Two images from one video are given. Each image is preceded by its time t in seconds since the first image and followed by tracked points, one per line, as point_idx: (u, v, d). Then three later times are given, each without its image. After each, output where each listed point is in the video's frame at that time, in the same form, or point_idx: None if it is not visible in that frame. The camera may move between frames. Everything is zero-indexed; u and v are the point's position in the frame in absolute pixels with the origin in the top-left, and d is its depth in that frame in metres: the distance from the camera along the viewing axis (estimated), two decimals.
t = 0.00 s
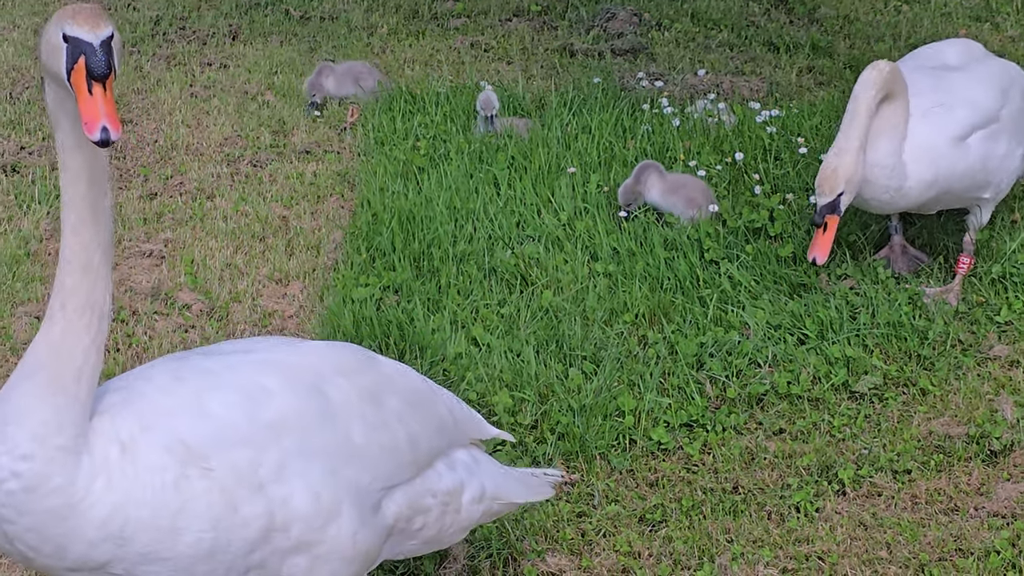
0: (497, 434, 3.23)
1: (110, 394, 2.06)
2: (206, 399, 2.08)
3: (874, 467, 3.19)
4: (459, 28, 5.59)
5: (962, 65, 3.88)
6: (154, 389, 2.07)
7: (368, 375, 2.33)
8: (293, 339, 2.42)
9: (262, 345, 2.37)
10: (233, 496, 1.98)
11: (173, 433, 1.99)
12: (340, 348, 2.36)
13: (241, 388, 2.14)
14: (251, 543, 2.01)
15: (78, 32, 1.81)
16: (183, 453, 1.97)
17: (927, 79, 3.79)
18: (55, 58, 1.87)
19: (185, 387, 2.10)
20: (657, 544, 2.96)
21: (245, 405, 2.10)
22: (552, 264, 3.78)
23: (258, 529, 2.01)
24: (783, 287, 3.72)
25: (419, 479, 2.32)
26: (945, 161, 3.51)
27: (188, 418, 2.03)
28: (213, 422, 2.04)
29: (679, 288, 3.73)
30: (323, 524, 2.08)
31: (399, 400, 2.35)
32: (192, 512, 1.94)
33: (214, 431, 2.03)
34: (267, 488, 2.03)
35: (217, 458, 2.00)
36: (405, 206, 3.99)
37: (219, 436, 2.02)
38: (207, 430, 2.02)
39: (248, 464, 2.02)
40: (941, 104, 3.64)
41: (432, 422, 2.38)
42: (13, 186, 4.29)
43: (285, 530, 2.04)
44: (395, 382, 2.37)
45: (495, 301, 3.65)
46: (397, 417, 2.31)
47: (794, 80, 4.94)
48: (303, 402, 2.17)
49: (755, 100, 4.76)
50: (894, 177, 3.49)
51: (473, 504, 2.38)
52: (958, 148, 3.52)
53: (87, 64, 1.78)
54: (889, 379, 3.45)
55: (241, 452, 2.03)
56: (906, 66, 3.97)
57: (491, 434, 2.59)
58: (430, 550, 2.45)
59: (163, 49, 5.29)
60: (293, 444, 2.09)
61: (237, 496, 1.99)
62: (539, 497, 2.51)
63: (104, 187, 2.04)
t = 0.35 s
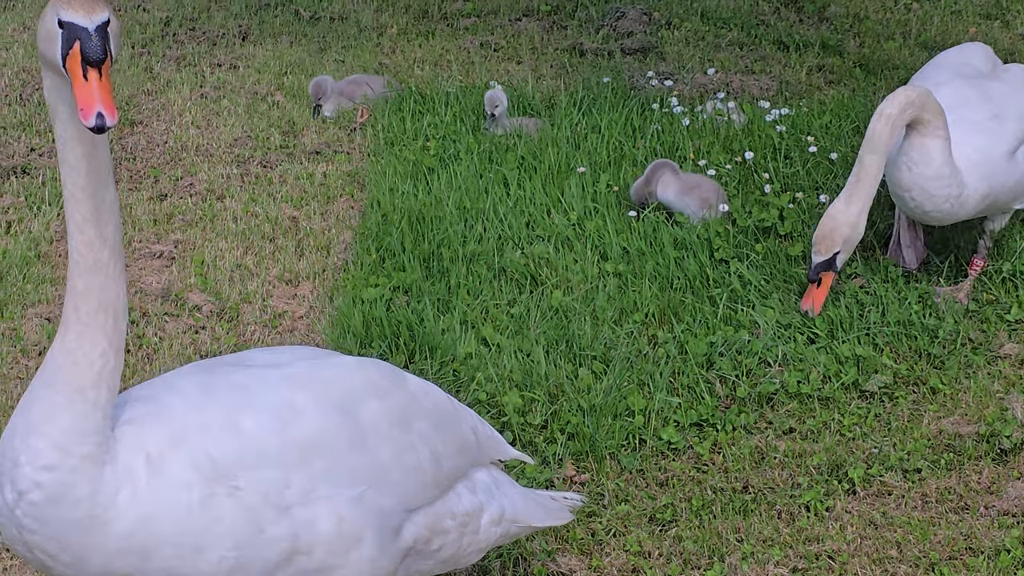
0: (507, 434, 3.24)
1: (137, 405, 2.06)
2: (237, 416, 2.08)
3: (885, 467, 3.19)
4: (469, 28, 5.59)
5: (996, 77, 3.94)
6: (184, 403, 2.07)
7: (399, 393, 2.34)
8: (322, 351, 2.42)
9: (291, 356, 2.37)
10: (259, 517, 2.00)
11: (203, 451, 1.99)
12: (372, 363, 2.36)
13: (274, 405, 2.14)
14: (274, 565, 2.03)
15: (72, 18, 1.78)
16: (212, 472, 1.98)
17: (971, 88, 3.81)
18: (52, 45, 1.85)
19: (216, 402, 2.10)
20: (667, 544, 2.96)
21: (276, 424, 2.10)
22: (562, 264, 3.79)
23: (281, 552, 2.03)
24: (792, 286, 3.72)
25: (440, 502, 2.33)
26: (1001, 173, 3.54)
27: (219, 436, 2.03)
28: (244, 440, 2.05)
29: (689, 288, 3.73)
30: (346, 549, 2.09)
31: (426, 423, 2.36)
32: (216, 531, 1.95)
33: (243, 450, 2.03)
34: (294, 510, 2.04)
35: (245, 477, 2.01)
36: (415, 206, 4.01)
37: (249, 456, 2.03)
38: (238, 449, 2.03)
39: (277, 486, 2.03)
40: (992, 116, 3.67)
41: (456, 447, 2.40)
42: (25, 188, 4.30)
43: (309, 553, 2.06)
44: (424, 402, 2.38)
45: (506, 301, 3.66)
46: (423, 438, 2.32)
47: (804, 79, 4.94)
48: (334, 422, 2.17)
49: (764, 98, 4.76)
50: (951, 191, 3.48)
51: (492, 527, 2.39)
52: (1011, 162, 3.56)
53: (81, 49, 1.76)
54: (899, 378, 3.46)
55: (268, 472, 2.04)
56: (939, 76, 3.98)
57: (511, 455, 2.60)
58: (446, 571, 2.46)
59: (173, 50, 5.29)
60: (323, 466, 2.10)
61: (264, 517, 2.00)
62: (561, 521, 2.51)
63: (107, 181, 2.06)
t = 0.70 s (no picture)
0: (521, 418, 3.69)
1: (202, 405, 2.47)
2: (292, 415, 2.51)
3: (857, 446, 3.63)
4: (487, 58, 6.11)
5: (942, 104, 4.32)
6: (244, 404, 2.49)
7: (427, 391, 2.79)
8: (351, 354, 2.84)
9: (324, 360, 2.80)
10: (316, 506, 2.44)
11: (265, 446, 2.41)
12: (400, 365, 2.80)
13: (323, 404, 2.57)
14: (327, 544, 2.48)
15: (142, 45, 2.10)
16: (275, 464, 2.40)
17: (917, 112, 4.18)
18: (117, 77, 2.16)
19: (273, 404, 2.52)
20: (663, 516, 3.40)
21: (327, 422, 2.53)
22: (569, 268, 4.24)
23: (334, 535, 2.48)
24: (776, 287, 4.16)
25: (463, 486, 2.78)
26: (946, 186, 3.89)
27: (278, 432, 2.45)
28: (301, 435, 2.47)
29: (682, 288, 4.18)
30: (388, 533, 2.56)
31: (455, 414, 2.80)
32: (278, 518, 2.38)
33: (299, 447, 2.45)
34: (344, 499, 2.48)
35: (301, 471, 2.44)
36: (438, 217, 4.47)
37: (305, 449, 2.45)
38: (295, 443, 2.45)
39: (329, 479, 2.46)
40: (937, 135, 4.03)
41: (479, 434, 2.84)
42: (93, 202, 4.91)
43: (356, 536, 2.52)
44: (451, 397, 2.82)
45: (518, 301, 4.11)
46: (451, 431, 2.76)
47: (785, 101, 5.39)
48: (377, 419, 2.60)
49: (750, 118, 5.21)
50: (899, 206, 3.83)
51: (507, 504, 2.86)
52: (955, 175, 3.92)
53: (136, 78, 2.06)
54: (870, 367, 3.90)
55: (322, 466, 2.46)
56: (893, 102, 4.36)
57: (520, 439, 3.04)
58: (468, 542, 2.93)
59: (224, 79, 5.90)
60: (370, 457, 2.53)
61: (320, 506, 2.44)
62: (565, 497, 2.99)
63: (170, 199, 2.36)
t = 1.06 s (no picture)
0: (526, 403, 4.21)
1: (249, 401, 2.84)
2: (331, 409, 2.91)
3: (823, 427, 4.14)
4: (496, 85, 6.71)
5: (876, 120, 4.78)
6: (287, 401, 2.87)
7: (442, 387, 3.26)
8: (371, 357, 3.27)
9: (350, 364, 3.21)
10: (354, 489, 2.83)
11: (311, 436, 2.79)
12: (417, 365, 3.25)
13: (357, 400, 2.98)
14: (362, 522, 2.88)
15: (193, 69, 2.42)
16: (320, 453, 2.78)
17: (848, 131, 4.66)
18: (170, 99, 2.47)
19: (314, 400, 2.92)
20: (652, 490, 3.91)
21: (360, 416, 2.95)
22: (570, 272, 4.78)
23: (369, 514, 2.88)
24: (750, 288, 4.69)
25: (475, 466, 3.23)
26: (876, 196, 4.35)
27: (319, 424, 2.85)
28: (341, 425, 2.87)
29: (668, 288, 4.71)
30: (414, 511, 2.98)
31: (466, 405, 3.28)
32: (321, 501, 2.76)
33: (337, 438, 2.85)
34: (378, 482, 2.89)
35: (340, 458, 2.83)
36: (453, 226, 5.02)
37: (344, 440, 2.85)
38: (335, 434, 2.85)
39: (364, 465, 2.86)
40: (867, 151, 4.48)
41: (487, 422, 3.32)
42: (148, 215, 5.50)
43: (387, 514, 2.93)
44: (462, 390, 3.30)
45: (524, 301, 4.65)
46: (465, 420, 3.22)
47: (758, 123, 5.95)
48: (403, 411, 3.04)
49: (727, 138, 5.76)
50: (832, 218, 4.29)
51: (512, 478, 3.33)
52: (884, 186, 4.37)
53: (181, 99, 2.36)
54: (834, 358, 4.42)
55: (357, 455, 2.86)
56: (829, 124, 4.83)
57: (515, 423, 3.53)
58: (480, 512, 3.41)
59: (261, 105, 6.52)
60: (398, 446, 2.96)
61: (357, 490, 2.84)
62: (561, 470, 3.48)
63: (219, 210, 2.70)
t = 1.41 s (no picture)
0: (527, 388, 4.73)
1: (291, 396, 3.13)
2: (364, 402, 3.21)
3: (794, 409, 4.64)
4: (499, 105, 7.29)
5: (826, 134, 5.20)
6: (325, 395, 3.16)
7: (454, 383, 3.58)
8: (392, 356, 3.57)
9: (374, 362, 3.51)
10: (388, 475, 3.13)
11: (348, 427, 3.08)
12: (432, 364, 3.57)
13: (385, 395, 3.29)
14: (393, 505, 3.17)
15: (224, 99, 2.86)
16: (357, 442, 3.07)
17: (798, 146, 5.09)
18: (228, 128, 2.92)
19: (348, 395, 3.21)
20: (640, 466, 4.40)
21: (390, 409, 3.25)
22: (566, 272, 5.31)
23: (399, 498, 3.17)
24: (728, 285, 5.26)
25: (480, 452, 3.59)
26: (821, 203, 4.76)
27: (355, 416, 3.14)
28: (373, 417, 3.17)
29: (654, 286, 5.24)
30: (435, 494, 3.29)
31: (474, 399, 3.62)
32: (360, 486, 3.05)
33: (373, 429, 3.14)
34: (407, 470, 3.19)
35: (375, 448, 3.12)
36: (461, 230, 5.56)
37: (378, 431, 3.14)
38: (368, 425, 3.14)
39: (395, 454, 3.16)
40: (814, 162, 4.90)
41: (488, 413, 3.68)
42: (187, 222, 6.07)
43: (414, 498, 3.24)
44: (469, 385, 3.64)
45: (524, 297, 5.17)
46: (473, 412, 3.56)
47: (737, 136, 6.51)
48: (425, 405, 3.36)
49: (706, 151, 6.30)
50: (780, 225, 4.73)
51: (509, 460, 3.71)
52: (830, 194, 4.78)
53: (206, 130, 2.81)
54: (803, 347, 4.94)
55: (390, 445, 3.16)
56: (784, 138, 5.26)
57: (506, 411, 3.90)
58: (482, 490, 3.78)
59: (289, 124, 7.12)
60: (423, 436, 3.27)
61: (390, 476, 3.13)
62: (545, 453, 3.92)
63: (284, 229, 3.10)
